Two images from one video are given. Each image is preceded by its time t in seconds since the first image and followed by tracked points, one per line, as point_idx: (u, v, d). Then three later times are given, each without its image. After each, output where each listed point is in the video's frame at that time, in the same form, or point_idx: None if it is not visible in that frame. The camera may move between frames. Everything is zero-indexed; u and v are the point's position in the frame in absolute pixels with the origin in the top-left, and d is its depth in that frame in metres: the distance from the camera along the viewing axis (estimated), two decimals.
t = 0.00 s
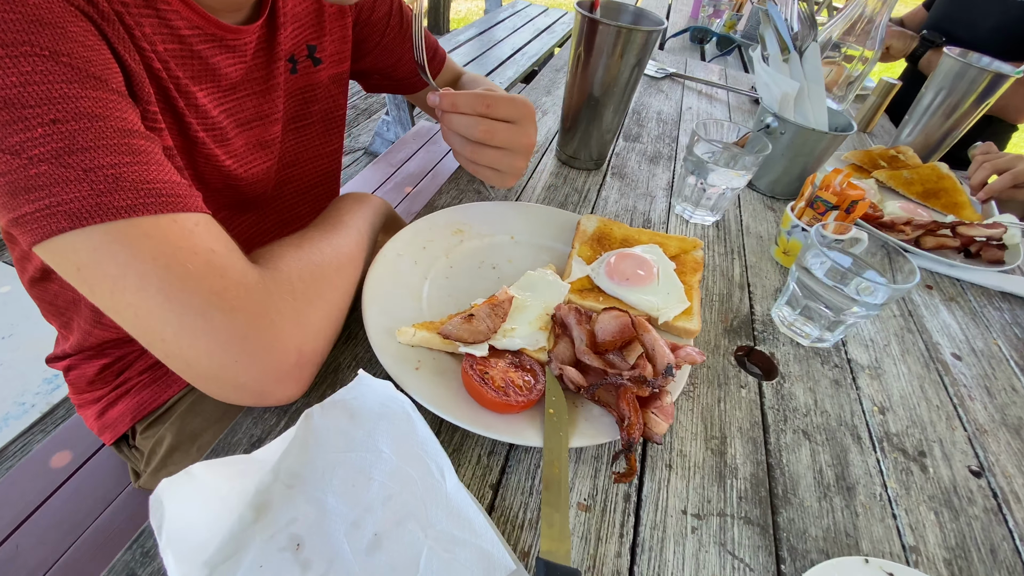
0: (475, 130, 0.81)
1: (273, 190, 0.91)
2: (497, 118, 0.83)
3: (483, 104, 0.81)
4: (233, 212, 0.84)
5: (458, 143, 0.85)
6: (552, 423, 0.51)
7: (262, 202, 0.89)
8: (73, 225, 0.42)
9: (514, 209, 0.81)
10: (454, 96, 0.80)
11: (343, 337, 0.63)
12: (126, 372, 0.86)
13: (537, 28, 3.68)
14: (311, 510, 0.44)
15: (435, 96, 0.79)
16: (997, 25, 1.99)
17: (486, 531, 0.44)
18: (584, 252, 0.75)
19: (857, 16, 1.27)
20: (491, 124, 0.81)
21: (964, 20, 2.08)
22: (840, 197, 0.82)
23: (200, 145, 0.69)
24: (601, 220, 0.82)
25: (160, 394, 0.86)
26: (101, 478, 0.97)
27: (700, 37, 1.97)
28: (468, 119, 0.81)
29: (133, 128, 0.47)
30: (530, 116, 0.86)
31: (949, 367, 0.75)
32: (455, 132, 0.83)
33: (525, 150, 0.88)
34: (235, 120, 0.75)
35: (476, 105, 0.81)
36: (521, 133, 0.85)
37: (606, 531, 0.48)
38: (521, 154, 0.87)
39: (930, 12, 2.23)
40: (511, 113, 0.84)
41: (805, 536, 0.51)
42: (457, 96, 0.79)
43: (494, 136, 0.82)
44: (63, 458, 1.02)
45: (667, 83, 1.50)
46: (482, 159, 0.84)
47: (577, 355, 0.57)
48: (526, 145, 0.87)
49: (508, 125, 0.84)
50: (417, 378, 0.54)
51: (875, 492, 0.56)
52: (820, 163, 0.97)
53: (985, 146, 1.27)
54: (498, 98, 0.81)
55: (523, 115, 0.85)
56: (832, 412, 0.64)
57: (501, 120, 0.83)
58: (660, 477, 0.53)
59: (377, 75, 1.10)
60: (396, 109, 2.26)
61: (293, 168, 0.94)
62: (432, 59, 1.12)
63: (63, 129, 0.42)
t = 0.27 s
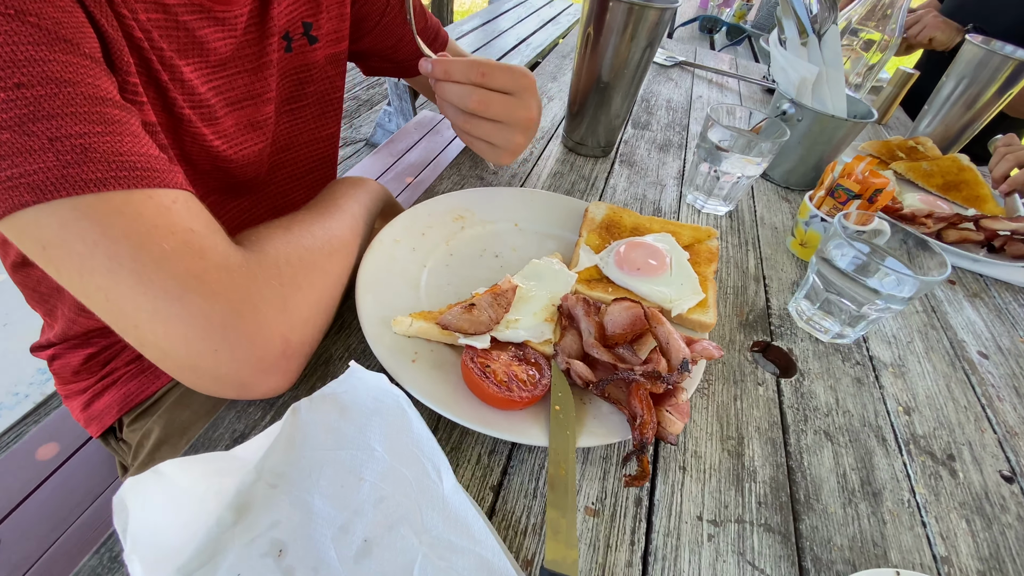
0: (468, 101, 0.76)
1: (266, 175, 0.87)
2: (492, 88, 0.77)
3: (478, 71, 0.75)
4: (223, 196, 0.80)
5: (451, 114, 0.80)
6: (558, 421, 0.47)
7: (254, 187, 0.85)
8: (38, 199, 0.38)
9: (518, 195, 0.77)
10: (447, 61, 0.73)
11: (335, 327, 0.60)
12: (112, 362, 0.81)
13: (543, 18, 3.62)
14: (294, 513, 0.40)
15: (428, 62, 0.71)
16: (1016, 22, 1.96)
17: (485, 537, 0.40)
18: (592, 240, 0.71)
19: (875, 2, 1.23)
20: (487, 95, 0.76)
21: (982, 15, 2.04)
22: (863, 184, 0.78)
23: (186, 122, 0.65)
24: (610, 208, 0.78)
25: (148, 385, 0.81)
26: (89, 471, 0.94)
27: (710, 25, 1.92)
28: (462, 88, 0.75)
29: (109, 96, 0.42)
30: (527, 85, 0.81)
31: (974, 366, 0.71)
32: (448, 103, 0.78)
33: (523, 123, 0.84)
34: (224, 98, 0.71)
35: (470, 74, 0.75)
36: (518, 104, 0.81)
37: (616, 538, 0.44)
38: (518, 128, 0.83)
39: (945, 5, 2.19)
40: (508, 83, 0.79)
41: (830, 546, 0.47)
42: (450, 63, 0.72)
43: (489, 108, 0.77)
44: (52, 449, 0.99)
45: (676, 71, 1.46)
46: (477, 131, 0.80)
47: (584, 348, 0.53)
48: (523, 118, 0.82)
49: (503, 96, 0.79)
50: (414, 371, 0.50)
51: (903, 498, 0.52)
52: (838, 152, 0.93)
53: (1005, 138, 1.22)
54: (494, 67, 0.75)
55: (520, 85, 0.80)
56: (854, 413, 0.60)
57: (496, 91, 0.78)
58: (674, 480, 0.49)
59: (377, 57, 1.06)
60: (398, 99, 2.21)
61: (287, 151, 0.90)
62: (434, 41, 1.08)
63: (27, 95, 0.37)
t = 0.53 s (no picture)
0: (455, 81, 0.73)
1: (260, 170, 0.85)
2: (482, 70, 0.75)
3: (466, 52, 0.72)
4: (214, 191, 0.78)
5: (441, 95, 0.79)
6: (555, 426, 0.45)
7: (247, 182, 0.83)
8: (14, 188, 0.36)
9: (516, 191, 0.75)
10: (434, 41, 0.71)
11: (326, 326, 0.58)
12: (102, 360, 0.79)
13: (545, 16, 3.59)
14: (277, 521, 0.39)
15: (413, 42, 0.69)
16: None
17: (477, 548, 0.38)
18: (593, 237, 0.69)
19: None
20: (475, 76, 0.74)
21: (990, 14, 2.01)
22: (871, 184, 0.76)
23: (177, 115, 0.63)
24: (611, 205, 0.76)
25: (138, 384, 0.79)
26: (78, 470, 0.92)
27: (714, 22, 1.89)
28: (449, 67, 0.73)
29: (91, 83, 0.40)
30: (519, 69, 0.79)
31: (985, 371, 0.69)
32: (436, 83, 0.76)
33: (516, 109, 0.81)
34: (216, 90, 0.69)
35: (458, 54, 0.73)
36: (509, 88, 0.78)
37: (615, 549, 0.42)
38: (509, 113, 0.81)
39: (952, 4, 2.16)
40: (498, 65, 0.76)
41: (838, 557, 0.45)
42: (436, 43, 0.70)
43: (476, 89, 0.75)
44: (45, 446, 0.97)
45: (680, 68, 1.44)
46: (467, 115, 0.79)
47: (582, 350, 0.51)
48: (514, 103, 0.79)
49: (493, 79, 0.76)
50: (405, 372, 0.48)
51: (913, 508, 0.50)
52: (845, 150, 0.91)
53: (1012, 137, 1.19)
54: (483, 48, 0.72)
55: (512, 69, 0.78)
56: (862, 419, 0.58)
57: (486, 73, 0.76)
58: (675, 488, 0.47)
59: (376, 52, 1.04)
60: (398, 95, 2.19)
61: (282, 146, 0.88)
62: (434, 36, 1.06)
63: (3, 80, 0.35)
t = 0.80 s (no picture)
0: (449, 75, 0.74)
1: (261, 169, 0.85)
2: (477, 63, 0.75)
3: (462, 47, 0.72)
4: (215, 191, 0.78)
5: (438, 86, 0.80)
6: (555, 427, 0.45)
7: (247, 182, 0.83)
8: (12, 185, 0.35)
9: (516, 192, 0.75)
10: (430, 36, 0.71)
11: (325, 326, 0.58)
12: (101, 360, 0.79)
13: (547, 18, 3.60)
14: (274, 522, 0.38)
15: (409, 37, 0.69)
16: None
17: (476, 550, 0.38)
18: (594, 238, 0.69)
19: None
20: (471, 70, 0.75)
21: (992, 17, 2.01)
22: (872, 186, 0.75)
23: (178, 114, 0.62)
24: (612, 206, 0.75)
25: (137, 383, 0.79)
26: (77, 470, 0.92)
27: (716, 24, 1.90)
28: (444, 62, 0.73)
29: (92, 79, 0.40)
30: (515, 62, 0.79)
31: (988, 373, 0.68)
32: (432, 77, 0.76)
33: (512, 102, 0.82)
34: (218, 89, 0.69)
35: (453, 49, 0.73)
36: (505, 81, 0.79)
37: (615, 551, 0.42)
38: (506, 106, 0.81)
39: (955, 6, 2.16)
40: (494, 58, 0.77)
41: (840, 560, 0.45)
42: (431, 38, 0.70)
43: (471, 83, 0.76)
44: (44, 446, 0.97)
45: (681, 69, 1.43)
46: (463, 106, 0.80)
47: (581, 349, 0.51)
48: (511, 96, 0.80)
49: (488, 73, 0.77)
50: (404, 372, 0.48)
51: (916, 511, 0.50)
52: (847, 151, 0.91)
53: (1012, 142, 1.19)
54: (479, 44, 0.73)
55: (507, 62, 0.78)
56: (864, 422, 0.57)
57: (481, 66, 0.77)
58: (676, 490, 0.47)
59: (377, 53, 1.04)
60: (400, 97, 2.19)
61: (282, 146, 0.87)
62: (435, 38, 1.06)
63: (4, 77, 0.34)
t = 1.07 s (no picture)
0: (439, 92, 0.78)
1: (270, 183, 0.88)
2: (466, 81, 0.79)
3: (450, 65, 0.76)
4: (227, 204, 0.81)
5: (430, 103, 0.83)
6: (550, 431, 0.47)
7: (257, 195, 0.86)
8: (48, 206, 0.39)
9: (514, 205, 0.78)
10: (421, 56, 0.75)
11: (332, 335, 0.61)
12: (114, 366, 0.82)
13: (547, 28, 3.65)
14: (287, 520, 0.41)
15: (401, 57, 0.73)
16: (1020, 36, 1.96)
17: (475, 545, 0.41)
18: (590, 250, 0.72)
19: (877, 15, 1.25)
20: (458, 87, 0.78)
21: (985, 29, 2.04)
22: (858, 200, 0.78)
23: (195, 133, 0.66)
24: (607, 219, 0.78)
25: (148, 390, 0.82)
26: (87, 473, 0.95)
27: (712, 36, 1.94)
28: (433, 79, 0.77)
29: (119, 107, 0.43)
30: (503, 79, 0.83)
31: (969, 380, 0.71)
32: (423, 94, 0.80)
33: (501, 117, 0.85)
34: (231, 109, 0.72)
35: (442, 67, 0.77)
36: (493, 97, 0.82)
37: (606, 548, 0.44)
38: (494, 121, 0.84)
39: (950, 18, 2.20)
40: (482, 76, 0.80)
41: (820, 558, 0.47)
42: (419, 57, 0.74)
43: (459, 99, 0.79)
44: (55, 451, 1.00)
45: (677, 82, 1.47)
46: (453, 122, 0.83)
47: (576, 359, 0.54)
48: (499, 111, 0.83)
49: (476, 89, 0.80)
50: (408, 379, 0.51)
51: (894, 512, 0.53)
52: (836, 165, 0.94)
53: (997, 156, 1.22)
54: (467, 62, 0.76)
55: (495, 79, 0.82)
56: (847, 427, 0.60)
57: (470, 83, 0.80)
58: (665, 491, 0.49)
59: (382, 70, 1.08)
60: (402, 107, 2.23)
61: (291, 160, 0.91)
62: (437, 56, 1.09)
63: (41, 105, 0.38)
